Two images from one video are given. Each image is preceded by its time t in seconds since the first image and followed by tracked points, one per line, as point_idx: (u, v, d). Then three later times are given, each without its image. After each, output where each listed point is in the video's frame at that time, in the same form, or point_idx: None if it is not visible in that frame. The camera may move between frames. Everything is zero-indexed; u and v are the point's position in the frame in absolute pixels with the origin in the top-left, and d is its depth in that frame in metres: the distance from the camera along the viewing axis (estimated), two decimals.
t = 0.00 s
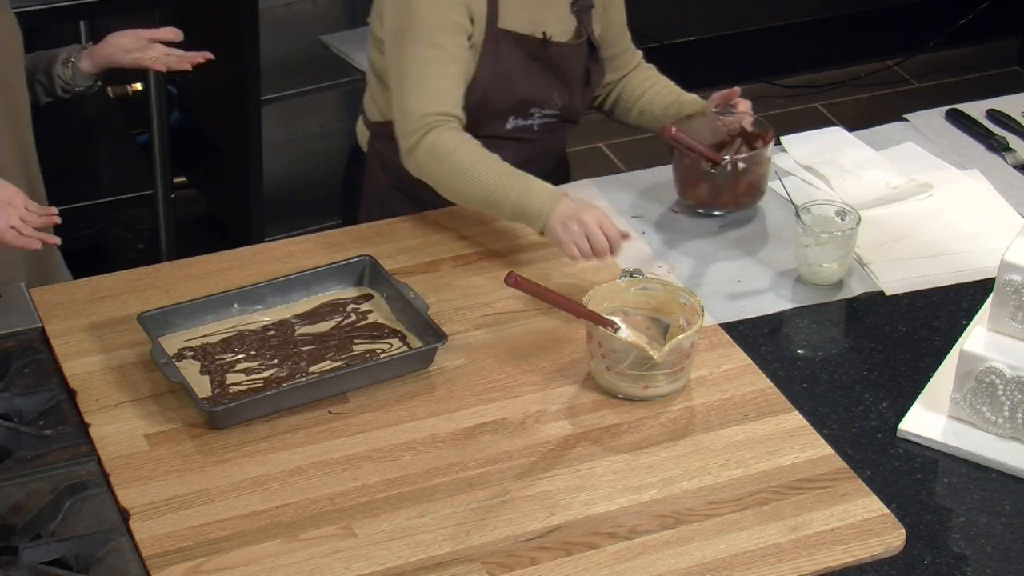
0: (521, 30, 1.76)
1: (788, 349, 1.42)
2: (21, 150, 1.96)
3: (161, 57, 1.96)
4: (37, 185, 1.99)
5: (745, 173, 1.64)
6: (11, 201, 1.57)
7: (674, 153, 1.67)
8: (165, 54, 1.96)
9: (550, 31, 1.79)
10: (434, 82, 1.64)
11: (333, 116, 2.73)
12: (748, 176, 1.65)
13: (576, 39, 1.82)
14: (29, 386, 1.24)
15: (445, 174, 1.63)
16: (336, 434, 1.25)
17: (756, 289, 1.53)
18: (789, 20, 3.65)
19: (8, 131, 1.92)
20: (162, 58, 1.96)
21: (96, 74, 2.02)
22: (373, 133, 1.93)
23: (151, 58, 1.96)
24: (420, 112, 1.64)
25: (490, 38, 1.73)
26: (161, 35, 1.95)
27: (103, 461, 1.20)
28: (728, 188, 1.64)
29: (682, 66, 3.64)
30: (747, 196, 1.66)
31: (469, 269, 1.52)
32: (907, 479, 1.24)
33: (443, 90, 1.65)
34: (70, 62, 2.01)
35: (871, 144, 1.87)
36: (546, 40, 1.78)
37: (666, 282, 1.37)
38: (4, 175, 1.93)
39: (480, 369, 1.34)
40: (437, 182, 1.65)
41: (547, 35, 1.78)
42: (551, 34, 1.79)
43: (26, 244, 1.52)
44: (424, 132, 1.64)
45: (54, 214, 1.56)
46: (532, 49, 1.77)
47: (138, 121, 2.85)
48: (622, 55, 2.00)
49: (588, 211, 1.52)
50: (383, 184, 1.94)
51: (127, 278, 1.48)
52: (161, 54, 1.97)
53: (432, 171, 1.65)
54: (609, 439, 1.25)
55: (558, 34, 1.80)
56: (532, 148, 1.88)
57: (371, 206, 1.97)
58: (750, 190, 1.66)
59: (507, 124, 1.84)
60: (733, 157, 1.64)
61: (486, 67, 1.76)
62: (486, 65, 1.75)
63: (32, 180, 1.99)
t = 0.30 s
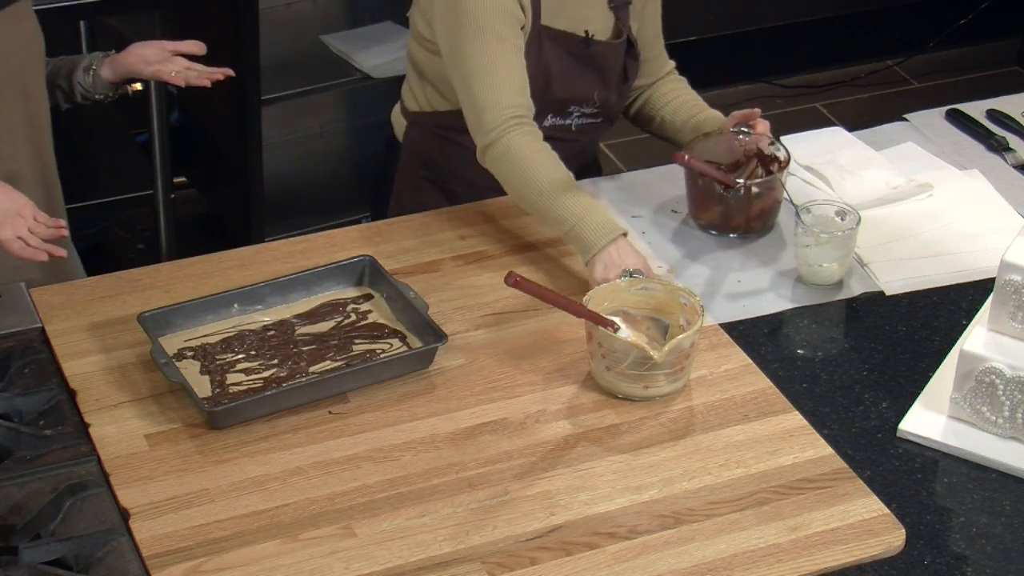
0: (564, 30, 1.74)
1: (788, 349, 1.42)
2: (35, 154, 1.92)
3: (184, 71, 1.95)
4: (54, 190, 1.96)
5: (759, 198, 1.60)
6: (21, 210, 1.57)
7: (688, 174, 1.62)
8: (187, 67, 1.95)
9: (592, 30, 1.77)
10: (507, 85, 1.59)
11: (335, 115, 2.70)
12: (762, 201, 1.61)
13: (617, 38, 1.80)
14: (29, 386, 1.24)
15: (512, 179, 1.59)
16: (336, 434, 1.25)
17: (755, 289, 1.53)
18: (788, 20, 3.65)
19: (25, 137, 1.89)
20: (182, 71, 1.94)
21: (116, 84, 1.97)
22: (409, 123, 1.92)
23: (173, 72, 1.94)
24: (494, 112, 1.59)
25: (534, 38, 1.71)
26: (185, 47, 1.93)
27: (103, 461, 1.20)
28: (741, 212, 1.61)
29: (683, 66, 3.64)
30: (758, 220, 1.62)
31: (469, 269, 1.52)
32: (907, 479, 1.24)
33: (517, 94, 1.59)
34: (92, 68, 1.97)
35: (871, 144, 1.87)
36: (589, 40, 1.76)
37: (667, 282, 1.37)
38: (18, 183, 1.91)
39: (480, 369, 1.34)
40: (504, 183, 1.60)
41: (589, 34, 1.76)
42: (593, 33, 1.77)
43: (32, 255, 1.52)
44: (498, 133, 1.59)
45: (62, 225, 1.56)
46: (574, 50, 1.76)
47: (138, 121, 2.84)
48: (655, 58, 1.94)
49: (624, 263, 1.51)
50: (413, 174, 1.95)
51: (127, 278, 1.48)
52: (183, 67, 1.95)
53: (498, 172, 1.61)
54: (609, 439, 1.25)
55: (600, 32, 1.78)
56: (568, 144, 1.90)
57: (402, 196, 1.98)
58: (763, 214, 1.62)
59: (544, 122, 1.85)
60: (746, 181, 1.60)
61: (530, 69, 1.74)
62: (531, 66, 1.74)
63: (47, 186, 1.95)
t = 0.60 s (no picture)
0: (563, 25, 1.73)
1: (788, 349, 1.42)
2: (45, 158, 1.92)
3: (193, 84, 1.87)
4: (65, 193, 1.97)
5: (762, 214, 1.57)
6: (24, 219, 1.57)
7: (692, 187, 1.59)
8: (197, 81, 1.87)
9: (593, 30, 1.75)
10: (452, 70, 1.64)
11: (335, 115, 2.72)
12: (765, 217, 1.58)
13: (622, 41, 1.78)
14: (29, 386, 1.24)
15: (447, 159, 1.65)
16: (336, 434, 1.25)
17: (756, 289, 1.53)
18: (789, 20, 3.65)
19: (33, 139, 1.89)
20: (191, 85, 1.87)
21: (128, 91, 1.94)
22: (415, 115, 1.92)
23: (180, 83, 1.86)
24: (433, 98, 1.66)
25: (529, 29, 1.70)
26: (197, 59, 1.85)
27: (103, 461, 1.20)
28: (743, 227, 1.58)
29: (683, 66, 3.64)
30: (760, 236, 1.60)
31: (469, 269, 1.52)
32: (907, 479, 1.24)
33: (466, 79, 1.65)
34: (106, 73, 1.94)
35: (871, 144, 1.87)
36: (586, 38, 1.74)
37: (667, 282, 1.37)
38: (25, 188, 1.91)
39: (480, 369, 1.34)
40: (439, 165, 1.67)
41: (588, 33, 1.74)
42: (593, 32, 1.75)
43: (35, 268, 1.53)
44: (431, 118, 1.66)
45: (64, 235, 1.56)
46: (572, 45, 1.74)
47: (139, 121, 2.85)
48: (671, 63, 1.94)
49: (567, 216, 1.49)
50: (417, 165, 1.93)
51: (127, 278, 1.48)
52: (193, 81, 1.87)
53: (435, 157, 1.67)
54: (609, 439, 1.25)
55: (603, 32, 1.76)
56: (569, 145, 1.85)
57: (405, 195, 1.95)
58: (764, 231, 1.59)
59: (543, 119, 1.81)
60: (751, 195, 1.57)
61: (522, 59, 1.72)
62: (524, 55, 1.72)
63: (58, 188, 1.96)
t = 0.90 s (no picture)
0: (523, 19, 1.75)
1: (788, 349, 1.42)
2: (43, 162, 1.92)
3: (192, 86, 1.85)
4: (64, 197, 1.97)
5: (762, 215, 1.57)
6: (20, 221, 1.56)
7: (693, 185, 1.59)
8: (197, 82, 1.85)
9: (552, 27, 1.77)
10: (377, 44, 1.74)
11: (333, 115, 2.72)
12: (765, 217, 1.58)
13: (584, 41, 1.79)
14: (29, 386, 1.24)
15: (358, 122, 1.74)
16: (336, 434, 1.25)
17: (755, 289, 1.53)
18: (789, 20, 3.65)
19: (32, 139, 1.89)
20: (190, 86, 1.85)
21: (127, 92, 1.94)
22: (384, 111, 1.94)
23: (179, 85, 1.85)
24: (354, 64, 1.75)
25: (482, 20, 1.74)
26: (197, 59, 1.84)
27: (103, 461, 1.20)
28: (743, 227, 1.58)
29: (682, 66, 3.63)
30: (760, 236, 1.60)
31: (469, 269, 1.52)
32: (907, 479, 1.24)
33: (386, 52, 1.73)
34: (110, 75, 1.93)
35: (871, 144, 1.87)
36: (540, 32, 1.75)
37: (667, 282, 1.37)
38: (24, 190, 1.90)
39: (480, 369, 1.34)
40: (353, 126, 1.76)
41: (543, 28, 1.76)
42: (551, 28, 1.76)
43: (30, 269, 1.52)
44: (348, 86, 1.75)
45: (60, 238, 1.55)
46: (528, 40, 1.76)
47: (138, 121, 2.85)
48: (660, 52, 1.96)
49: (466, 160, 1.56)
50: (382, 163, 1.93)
51: (127, 278, 1.48)
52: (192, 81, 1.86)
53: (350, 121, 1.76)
54: (609, 439, 1.25)
55: (568, 30, 1.78)
56: (531, 148, 1.85)
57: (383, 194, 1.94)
58: (764, 231, 1.59)
59: (502, 117, 1.81)
60: (751, 195, 1.57)
61: (473, 48, 1.75)
62: (476, 44, 1.75)
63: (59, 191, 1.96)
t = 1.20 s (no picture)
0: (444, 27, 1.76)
1: (788, 349, 1.42)
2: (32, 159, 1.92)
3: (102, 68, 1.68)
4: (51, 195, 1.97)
5: (762, 215, 1.57)
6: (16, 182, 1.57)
7: (693, 186, 1.60)
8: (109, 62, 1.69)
9: (473, 35, 1.78)
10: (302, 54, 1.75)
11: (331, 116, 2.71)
12: (765, 217, 1.58)
13: (506, 48, 1.79)
14: (29, 386, 1.24)
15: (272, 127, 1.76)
16: (336, 434, 1.25)
17: (755, 289, 1.53)
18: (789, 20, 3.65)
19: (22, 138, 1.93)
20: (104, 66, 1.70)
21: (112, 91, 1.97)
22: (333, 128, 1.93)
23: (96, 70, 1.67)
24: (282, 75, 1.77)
25: (403, 30, 1.74)
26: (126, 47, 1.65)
27: (103, 461, 1.20)
28: (743, 226, 1.58)
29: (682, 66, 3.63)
30: (760, 236, 1.59)
31: (468, 269, 1.52)
32: (907, 479, 1.24)
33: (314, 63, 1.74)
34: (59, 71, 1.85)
35: (871, 144, 1.87)
36: (460, 41, 1.77)
37: (666, 281, 1.37)
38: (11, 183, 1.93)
39: (481, 369, 1.34)
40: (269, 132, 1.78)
41: (464, 37, 1.77)
42: (471, 37, 1.78)
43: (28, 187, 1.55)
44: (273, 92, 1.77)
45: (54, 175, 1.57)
46: (450, 49, 1.77)
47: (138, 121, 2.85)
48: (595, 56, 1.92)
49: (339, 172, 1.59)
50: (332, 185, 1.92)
51: (127, 278, 1.48)
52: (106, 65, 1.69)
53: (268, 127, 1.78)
54: (609, 439, 1.25)
55: (489, 38, 1.79)
56: (465, 160, 1.84)
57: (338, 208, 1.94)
58: (765, 231, 1.59)
59: (434, 130, 1.81)
60: (751, 195, 1.57)
61: (394, 58, 1.75)
62: (400, 54, 1.75)
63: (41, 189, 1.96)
